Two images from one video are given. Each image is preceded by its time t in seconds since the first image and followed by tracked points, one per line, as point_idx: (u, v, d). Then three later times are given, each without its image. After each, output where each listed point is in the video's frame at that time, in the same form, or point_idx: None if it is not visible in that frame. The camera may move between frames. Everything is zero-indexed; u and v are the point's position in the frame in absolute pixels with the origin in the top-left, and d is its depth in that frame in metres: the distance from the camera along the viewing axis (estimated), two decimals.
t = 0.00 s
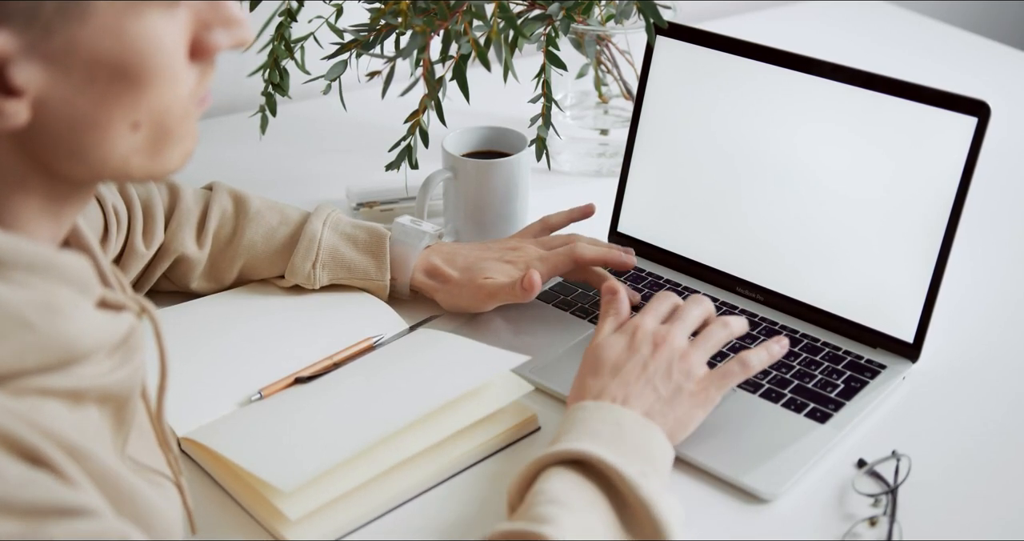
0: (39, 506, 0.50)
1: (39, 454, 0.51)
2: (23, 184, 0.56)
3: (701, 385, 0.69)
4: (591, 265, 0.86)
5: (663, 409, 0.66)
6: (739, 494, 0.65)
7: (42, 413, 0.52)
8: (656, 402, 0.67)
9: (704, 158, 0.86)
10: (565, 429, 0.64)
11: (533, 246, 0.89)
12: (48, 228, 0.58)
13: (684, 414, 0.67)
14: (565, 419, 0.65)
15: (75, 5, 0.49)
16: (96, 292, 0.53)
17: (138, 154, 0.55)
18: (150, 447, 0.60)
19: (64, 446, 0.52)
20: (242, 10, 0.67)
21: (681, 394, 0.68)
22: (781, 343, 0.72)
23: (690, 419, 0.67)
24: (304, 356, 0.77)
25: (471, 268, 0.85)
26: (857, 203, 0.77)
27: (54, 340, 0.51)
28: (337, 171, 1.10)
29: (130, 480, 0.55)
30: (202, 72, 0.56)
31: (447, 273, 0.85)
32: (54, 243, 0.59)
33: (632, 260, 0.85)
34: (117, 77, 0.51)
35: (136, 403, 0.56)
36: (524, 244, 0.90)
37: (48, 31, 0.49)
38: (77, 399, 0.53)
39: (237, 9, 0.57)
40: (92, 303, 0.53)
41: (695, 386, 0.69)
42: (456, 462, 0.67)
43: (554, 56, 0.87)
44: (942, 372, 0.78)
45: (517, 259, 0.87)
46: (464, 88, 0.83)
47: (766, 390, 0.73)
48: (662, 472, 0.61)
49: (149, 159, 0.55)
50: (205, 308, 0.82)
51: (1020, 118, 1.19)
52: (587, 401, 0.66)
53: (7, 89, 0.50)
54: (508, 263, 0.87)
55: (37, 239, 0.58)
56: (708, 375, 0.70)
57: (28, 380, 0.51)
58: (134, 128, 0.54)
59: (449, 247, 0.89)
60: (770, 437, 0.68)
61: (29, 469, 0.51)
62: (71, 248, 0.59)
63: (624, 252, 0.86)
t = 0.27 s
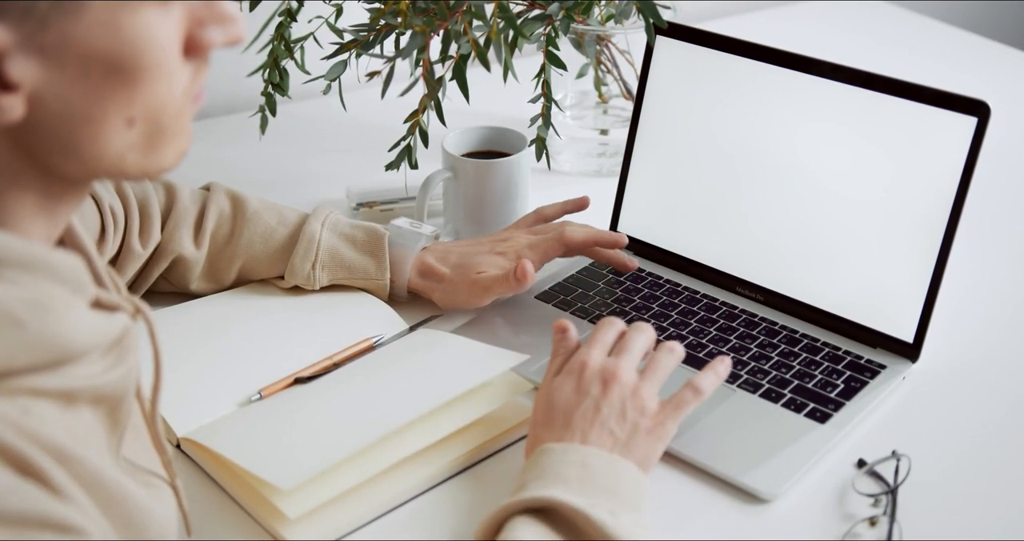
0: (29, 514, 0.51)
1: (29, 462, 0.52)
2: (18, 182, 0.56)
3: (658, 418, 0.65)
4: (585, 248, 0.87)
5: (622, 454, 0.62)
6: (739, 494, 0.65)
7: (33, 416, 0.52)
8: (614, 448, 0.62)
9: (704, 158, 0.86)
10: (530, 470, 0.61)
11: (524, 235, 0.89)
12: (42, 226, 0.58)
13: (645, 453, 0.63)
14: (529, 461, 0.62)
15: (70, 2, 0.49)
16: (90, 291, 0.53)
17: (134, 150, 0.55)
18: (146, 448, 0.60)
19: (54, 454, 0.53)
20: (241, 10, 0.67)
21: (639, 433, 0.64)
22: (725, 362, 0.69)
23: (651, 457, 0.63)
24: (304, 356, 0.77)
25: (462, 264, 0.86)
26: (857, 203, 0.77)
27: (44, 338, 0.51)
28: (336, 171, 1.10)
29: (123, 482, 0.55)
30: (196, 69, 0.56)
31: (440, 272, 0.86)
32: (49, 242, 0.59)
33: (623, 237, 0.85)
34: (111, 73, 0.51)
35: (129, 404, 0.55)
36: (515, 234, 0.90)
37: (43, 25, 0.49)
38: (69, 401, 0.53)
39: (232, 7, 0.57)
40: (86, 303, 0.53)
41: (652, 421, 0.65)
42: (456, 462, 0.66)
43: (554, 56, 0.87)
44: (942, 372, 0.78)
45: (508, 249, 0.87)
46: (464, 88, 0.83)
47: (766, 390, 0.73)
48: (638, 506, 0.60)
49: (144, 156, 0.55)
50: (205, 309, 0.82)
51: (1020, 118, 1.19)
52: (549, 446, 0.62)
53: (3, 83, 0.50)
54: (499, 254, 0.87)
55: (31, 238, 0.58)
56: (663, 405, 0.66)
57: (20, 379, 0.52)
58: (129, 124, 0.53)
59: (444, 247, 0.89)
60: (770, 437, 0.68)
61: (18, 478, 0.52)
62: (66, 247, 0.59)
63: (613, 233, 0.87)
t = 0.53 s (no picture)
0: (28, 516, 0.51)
1: (28, 462, 0.52)
2: (17, 180, 0.56)
3: (637, 410, 0.66)
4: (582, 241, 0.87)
5: (608, 449, 0.63)
6: (739, 494, 0.65)
7: (30, 415, 0.52)
8: (600, 445, 0.63)
9: (705, 158, 0.86)
10: (519, 475, 0.61)
11: (517, 221, 0.89)
12: (41, 226, 0.58)
13: (630, 445, 0.64)
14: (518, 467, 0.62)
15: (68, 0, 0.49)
16: (88, 292, 0.53)
17: (132, 149, 0.55)
18: (144, 448, 0.60)
19: (52, 453, 0.52)
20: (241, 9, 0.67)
21: (621, 426, 0.64)
22: (693, 348, 0.71)
23: (636, 448, 0.64)
24: (304, 356, 0.77)
25: (459, 257, 0.86)
26: (857, 203, 0.77)
27: (41, 339, 0.51)
28: (337, 171, 1.10)
29: (121, 482, 0.55)
30: (195, 68, 0.56)
31: (439, 269, 0.86)
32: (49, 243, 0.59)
33: (617, 244, 0.88)
34: (109, 72, 0.51)
35: (127, 405, 0.55)
36: (507, 220, 0.90)
37: (41, 24, 0.49)
38: (67, 400, 0.53)
39: (231, 7, 0.57)
40: (83, 303, 0.53)
41: (632, 413, 0.65)
42: (456, 462, 0.66)
43: (554, 56, 0.87)
44: (942, 372, 0.78)
45: (503, 235, 0.87)
46: (464, 88, 0.83)
47: (766, 390, 0.73)
48: (629, 508, 0.60)
49: (142, 155, 0.55)
50: (205, 309, 0.82)
51: (1020, 118, 1.19)
52: (536, 450, 0.62)
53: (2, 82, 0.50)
54: (495, 240, 0.87)
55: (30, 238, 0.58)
56: (640, 397, 0.67)
57: (19, 379, 0.52)
58: (128, 123, 0.53)
59: (443, 244, 0.89)
60: (770, 437, 0.68)
61: (17, 478, 0.52)
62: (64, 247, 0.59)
63: (608, 236, 0.88)
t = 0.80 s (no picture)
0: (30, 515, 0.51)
1: (31, 460, 0.52)
2: (19, 182, 0.56)
3: (645, 399, 0.66)
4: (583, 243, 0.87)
5: (615, 438, 0.63)
6: (739, 494, 0.65)
7: (32, 415, 0.52)
8: (607, 434, 0.63)
9: (705, 158, 0.86)
10: (525, 469, 0.61)
11: (518, 221, 0.89)
12: (43, 228, 0.58)
13: (637, 433, 0.64)
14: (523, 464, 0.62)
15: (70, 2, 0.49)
16: (89, 293, 0.53)
17: (135, 151, 0.55)
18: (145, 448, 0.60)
19: (54, 451, 0.52)
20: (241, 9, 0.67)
21: (628, 415, 0.65)
22: (701, 342, 0.72)
23: (644, 437, 0.64)
24: (304, 356, 0.77)
25: (460, 257, 0.86)
26: (857, 203, 0.77)
27: (41, 340, 0.51)
28: (337, 171, 1.10)
29: (123, 482, 0.55)
30: (197, 70, 0.56)
31: (439, 269, 0.86)
32: (51, 245, 0.59)
33: (618, 249, 0.88)
34: (112, 73, 0.51)
35: (129, 405, 0.55)
36: (507, 220, 0.90)
37: (43, 27, 0.49)
38: (68, 401, 0.53)
39: (232, 8, 0.57)
40: (85, 304, 0.53)
41: (639, 403, 0.66)
42: (457, 462, 0.66)
43: (554, 56, 0.87)
44: (942, 372, 0.78)
45: (504, 235, 0.87)
46: (464, 88, 0.83)
47: (766, 390, 0.73)
48: (635, 504, 0.60)
49: (145, 157, 0.55)
50: (205, 309, 0.82)
51: (1020, 118, 1.19)
52: (541, 447, 0.62)
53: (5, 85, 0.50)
54: (496, 240, 0.87)
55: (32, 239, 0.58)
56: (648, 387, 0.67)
57: (19, 379, 0.52)
58: (130, 125, 0.53)
59: (443, 244, 0.89)
60: (770, 437, 0.68)
61: (21, 475, 0.52)
62: (66, 249, 0.59)
63: (610, 239, 0.88)
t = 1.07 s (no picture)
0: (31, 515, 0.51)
1: (33, 460, 0.51)
2: (22, 183, 0.56)
3: (632, 395, 0.67)
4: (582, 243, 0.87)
5: (610, 435, 0.63)
6: (739, 494, 0.65)
7: (34, 416, 0.52)
8: (602, 431, 0.63)
9: (705, 157, 0.86)
10: (524, 470, 0.61)
11: (518, 221, 0.89)
12: (45, 229, 0.58)
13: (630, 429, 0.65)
14: (522, 464, 0.62)
15: (75, 4, 0.49)
16: (90, 293, 0.53)
17: (137, 153, 0.55)
18: (146, 448, 0.60)
19: (57, 451, 0.52)
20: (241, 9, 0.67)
21: (620, 412, 0.65)
22: (677, 336, 0.72)
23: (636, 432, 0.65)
24: (304, 356, 0.77)
25: (460, 257, 0.86)
26: (857, 202, 0.77)
27: (43, 340, 0.50)
28: (337, 171, 1.10)
29: (125, 483, 0.55)
30: (201, 73, 0.56)
31: (440, 270, 0.86)
32: (54, 246, 0.59)
33: (618, 249, 0.88)
34: (116, 76, 0.51)
35: (130, 406, 0.56)
36: (508, 220, 0.90)
37: (47, 28, 0.49)
38: (70, 401, 0.53)
39: (236, 11, 0.57)
40: (87, 306, 0.53)
41: (628, 400, 0.66)
42: (458, 461, 0.66)
43: (554, 56, 0.87)
44: (942, 372, 0.78)
45: (504, 235, 0.87)
46: (464, 88, 0.83)
47: (766, 390, 0.73)
48: (635, 504, 0.60)
49: (147, 159, 0.55)
50: (205, 309, 0.82)
51: (1020, 118, 1.19)
52: (540, 448, 0.62)
53: (9, 87, 0.50)
54: (496, 240, 0.87)
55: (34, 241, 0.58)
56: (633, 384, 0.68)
57: (19, 380, 0.51)
58: (134, 127, 0.53)
59: (443, 244, 0.89)
60: (770, 437, 0.68)
61: (22, 474, 0.52)
62: (68, 250, 0.59)
63: (610, 239, 0.88)
